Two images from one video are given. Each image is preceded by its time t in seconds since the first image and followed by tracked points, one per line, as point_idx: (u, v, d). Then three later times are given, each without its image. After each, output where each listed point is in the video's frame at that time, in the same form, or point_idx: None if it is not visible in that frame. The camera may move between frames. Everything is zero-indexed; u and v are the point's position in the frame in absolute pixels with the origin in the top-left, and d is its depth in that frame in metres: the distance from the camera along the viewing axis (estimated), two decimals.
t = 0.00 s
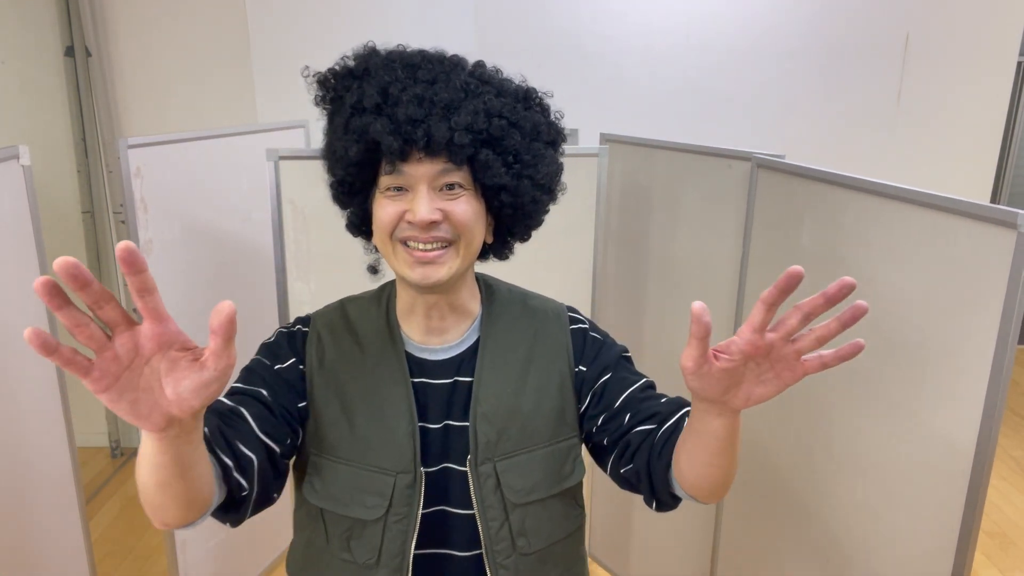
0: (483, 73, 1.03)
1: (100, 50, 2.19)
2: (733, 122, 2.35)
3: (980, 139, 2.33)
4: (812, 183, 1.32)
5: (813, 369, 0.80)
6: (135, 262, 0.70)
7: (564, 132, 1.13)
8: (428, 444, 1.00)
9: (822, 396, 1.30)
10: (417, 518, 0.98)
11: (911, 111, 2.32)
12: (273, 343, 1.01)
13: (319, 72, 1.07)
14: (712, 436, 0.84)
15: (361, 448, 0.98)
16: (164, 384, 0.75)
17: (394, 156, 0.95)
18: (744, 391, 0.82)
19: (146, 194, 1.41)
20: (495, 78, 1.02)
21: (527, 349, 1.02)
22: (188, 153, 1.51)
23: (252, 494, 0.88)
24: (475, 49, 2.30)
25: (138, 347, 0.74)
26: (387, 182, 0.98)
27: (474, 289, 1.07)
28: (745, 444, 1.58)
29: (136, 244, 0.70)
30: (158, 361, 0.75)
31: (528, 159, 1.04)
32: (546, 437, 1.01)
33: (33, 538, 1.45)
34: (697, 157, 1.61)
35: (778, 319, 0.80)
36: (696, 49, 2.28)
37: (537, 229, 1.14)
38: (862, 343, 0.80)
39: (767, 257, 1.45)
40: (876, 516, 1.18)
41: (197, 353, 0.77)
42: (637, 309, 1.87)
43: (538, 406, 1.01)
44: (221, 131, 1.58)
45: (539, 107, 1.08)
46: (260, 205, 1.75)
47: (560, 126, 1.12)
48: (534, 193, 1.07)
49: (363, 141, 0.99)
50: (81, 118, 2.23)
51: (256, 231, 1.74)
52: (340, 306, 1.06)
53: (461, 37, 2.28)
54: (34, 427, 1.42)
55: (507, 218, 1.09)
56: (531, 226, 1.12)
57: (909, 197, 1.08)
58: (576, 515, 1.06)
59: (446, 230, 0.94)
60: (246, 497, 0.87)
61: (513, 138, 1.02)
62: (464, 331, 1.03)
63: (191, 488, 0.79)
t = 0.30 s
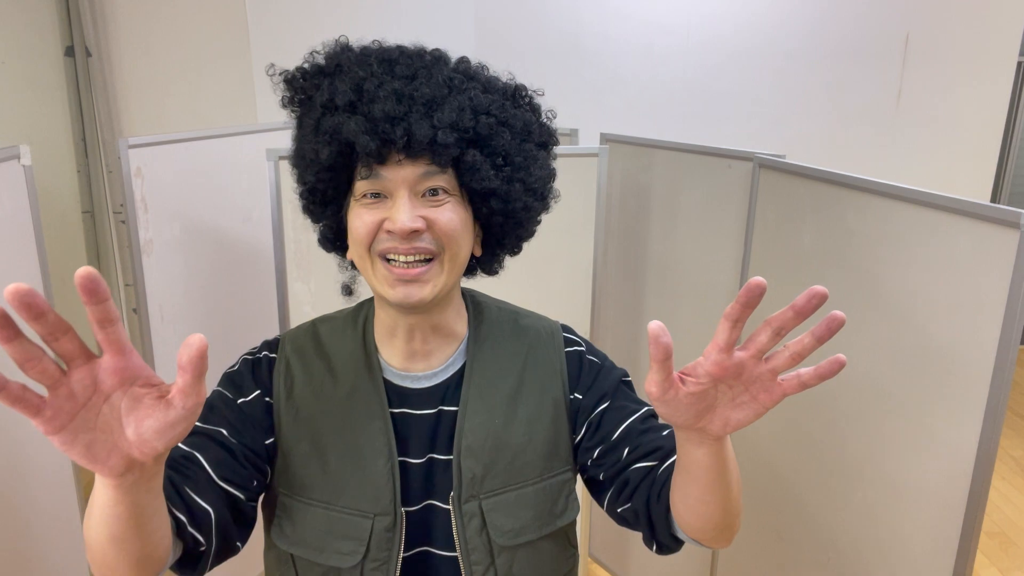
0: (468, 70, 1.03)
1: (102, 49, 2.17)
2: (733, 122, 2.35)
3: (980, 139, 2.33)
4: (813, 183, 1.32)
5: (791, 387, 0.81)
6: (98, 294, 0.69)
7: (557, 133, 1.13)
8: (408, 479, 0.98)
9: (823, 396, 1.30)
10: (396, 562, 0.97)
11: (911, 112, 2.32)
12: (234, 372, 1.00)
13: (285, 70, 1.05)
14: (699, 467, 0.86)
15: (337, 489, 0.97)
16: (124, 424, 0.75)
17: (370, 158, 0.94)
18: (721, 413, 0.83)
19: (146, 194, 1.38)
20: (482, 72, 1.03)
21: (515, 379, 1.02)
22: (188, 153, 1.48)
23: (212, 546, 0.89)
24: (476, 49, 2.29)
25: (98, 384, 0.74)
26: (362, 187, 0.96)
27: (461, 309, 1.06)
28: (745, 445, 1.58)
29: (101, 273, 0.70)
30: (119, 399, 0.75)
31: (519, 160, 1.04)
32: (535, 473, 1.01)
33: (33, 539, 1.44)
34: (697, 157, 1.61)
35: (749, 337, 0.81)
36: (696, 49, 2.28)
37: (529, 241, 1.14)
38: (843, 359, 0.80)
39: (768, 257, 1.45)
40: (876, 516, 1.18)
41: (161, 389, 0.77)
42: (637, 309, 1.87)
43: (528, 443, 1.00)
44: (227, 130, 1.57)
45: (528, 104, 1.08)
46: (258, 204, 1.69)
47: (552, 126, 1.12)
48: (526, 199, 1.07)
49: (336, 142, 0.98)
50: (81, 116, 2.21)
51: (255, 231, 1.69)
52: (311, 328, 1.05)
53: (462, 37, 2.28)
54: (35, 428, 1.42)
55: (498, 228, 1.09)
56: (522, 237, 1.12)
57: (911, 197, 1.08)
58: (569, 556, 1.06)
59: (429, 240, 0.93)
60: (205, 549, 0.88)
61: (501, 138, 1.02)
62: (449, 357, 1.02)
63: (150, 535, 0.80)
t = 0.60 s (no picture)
0: (470, 67, 1.02)
1: (101, 47, 2.09)
2: (733, 122, 2.35)
3: (980, 139, 2.33)
4: (813, 183, 1.32)
5: (822, 414, 0.78)
6: (57, 330, 0.69)
7: (565, 133, 1.13)
8: (409, 503, 0.99)
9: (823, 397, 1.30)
10: None
11: (911, 113, 2.33)
12: (220, 394, 0.99)
13: (273, 71, 1.05)
14: (720, 497, 0.84)
15: (335, 516, 0.98)
16: (92, 467, 0.74)
17: (368, 162, 0.94)
18: (745, 441, 0.81)
19: (146, 193, 1.38)
20: (486, 70, 1.03)
21: (522, 400, 1.03)
22: (189, 154, 1.48)
23: None
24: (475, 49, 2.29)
25: (61, 426, 0.74)
26: (360, 197, 0.96)
27: (467, 325, 1.08)
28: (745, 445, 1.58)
29: (59, 310, 0.70)
30: (85, 441, 0.74)
31: (527, 164, 1.05)
32: (546, 498, 1.02)
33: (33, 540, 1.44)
34: (697, 157, 1.61)
35: (776, 361, 0.79)
36: (695, 48, 2.28)
37: (536, 249, 1.15)
38: (879, 384, 0.78)
39: (767, 257, 1.46)
40: (875, 517, 1.18)
41: (131, 430, 0.76)
42: (637, 309, 1.87)
43: (537, 466, 1.01)
44: (225, 131, 1.57)
45: (534, 102, 1.08)
46: (260, 206, 1.68)
47: (561, 127, 1.12)
48: (534, 204, 1.07)
49: (329, 146, 0.98)
50: (81, 116, 2.12)
51: (256, 233, 1.68)
52: (305, 344, 1.05)
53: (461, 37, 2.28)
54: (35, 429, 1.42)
55: (506, 235, 1.09)
56: (529, 244, 1.13)
57: (911, 197, 1.08)
58: None
59: (432, 251, 0.93)
60: None
61: (509, 140, 1.02)
62: (451, 377, 1.03)
63: None
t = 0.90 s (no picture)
0: (477, 63, 1.02)
1: (101, 47, 2.10)
2: (734, 122, 2.35)
3: (981, 139, 2.33)
4: (812, 183, 1.32)
5: (840, 430, 0.77)
6: (41, 349, 0.67)
7: (573, 131, 1.12)
8: (416, 511, 0.99)
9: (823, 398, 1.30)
10: None
11: (912, 113, 2.33)
12: (221, 401, 0.98)
13: (271, 68, 1.05)
14: (733, 512, 0.84)
15: (340, 525, 0.98)
16: (83, 490, 0.72)
17: (370, 164, 0.93)
18: (759, 456, 0.80)
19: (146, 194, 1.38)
20: (493, 66, 1.02)
21: (528, 406, 1.03)
22: (189, 154, 1.49)
23: None
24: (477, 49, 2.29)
25: (48, 448, 0.72)
26: (364, 201, 0.96)
27: (474, 328, 1.08)
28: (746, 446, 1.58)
29: (43, 329, 0.68)
30: (75, 463, 0.72)
31: (536, 164, 1.04)
32: (555, 507, 1.02)
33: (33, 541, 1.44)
34: (697, 158, 1.61)
35: (793, 374, 0.77)
36: (695, 48, 2.28)
37: (545, 250, 1.15)
38: (899, 399, 0.76)
39: (767, 258, 1.46)
40: (875, 518, 1.18)
41: (122, 451, 0.74)
42: (637, 310, 1.87)
43: (544, 474, 1.01)
44: (225, 131, 1.57)
45: (543, 98, 1.07)
46: (260, 207, 1.68)
47: (570, 125, 1.12)
48: (544, 205, 1.07)
49: (330, 148, 0.97)
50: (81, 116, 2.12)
51: (256, 233, 1.68)
52: (307, 348, 1.05)
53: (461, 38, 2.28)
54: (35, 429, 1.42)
55: (515, 236, 1.09)
56: (539, 245, 1.13)
57: (909, 198, 1.08)
58: None
59: (439, 257, 0.93)
60: None
61: (518, 139, 1.01)
62: (457, 384, 1.03)
63: None
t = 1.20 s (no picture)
0: (482, 63, 1.01)
1: (101, 47, 2.09)
2: (734, 122, 2.35)
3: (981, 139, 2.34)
4: (813, 183, 1.32)
5: (852, 434, 0.77)
6: (44, 346, 0.67)
7: (580, 131, 1.12)
8: (420, 515, 0.99)
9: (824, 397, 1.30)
10: None
11: (913, 113, 2.33)
12: (225, 401, 0.98)
13: (275, 68, 1.05)
14: (742, 517, 0.84)
15: (344, 529, 0.97)
16: (85, 489, 0.72)
17: (374, 166, 0.93)
18: (769, 461, 0.80)
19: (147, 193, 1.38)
20: (498, 66, 1.02)
21: (533, 409, 1.03)
22: (189, 154, 1.49)
23: None
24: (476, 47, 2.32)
25: (50, 446, 0.72)
26: (367, 203, 0.96)
27: (480, 331, 1.08)
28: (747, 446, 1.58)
29: (46, 326, 0.68)
30: (77, 461, 0.72)
31: (542, 165, 1.04)
32: (561, 511, 1.02)
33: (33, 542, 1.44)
34: (697, 157, 1.61)
35: (803, 378, 0.77)
36: (694, 48, 2.28)
37: (551, 252, 1.15)
38: (911, 402, 0.76)
39: (767, 258, 1.46)
40: (877, 517, 1.18)
41: (124, 451, 0.74)
42: (638, 309, 1.87)
43: (549, 478, 1.01)
44: (226, 131, 1.57)
45: (549, 98, 1.07)
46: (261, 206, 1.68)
47: (577, 125, 1.11)
48: (550, 206, 1.07)
49: (333, 149, 0.97)
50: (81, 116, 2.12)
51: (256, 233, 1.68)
52: (311, 350, 1.05)
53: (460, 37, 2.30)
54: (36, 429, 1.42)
55: (522, 238, 1.09)
56: (545, 247, 1.13)
57: (910, 198, 1.08)
58: None
59: (443, 260, 0.93)
60: None
61: (524, 140, 1.01)
62: (463, 387, 1.03)
63: None
